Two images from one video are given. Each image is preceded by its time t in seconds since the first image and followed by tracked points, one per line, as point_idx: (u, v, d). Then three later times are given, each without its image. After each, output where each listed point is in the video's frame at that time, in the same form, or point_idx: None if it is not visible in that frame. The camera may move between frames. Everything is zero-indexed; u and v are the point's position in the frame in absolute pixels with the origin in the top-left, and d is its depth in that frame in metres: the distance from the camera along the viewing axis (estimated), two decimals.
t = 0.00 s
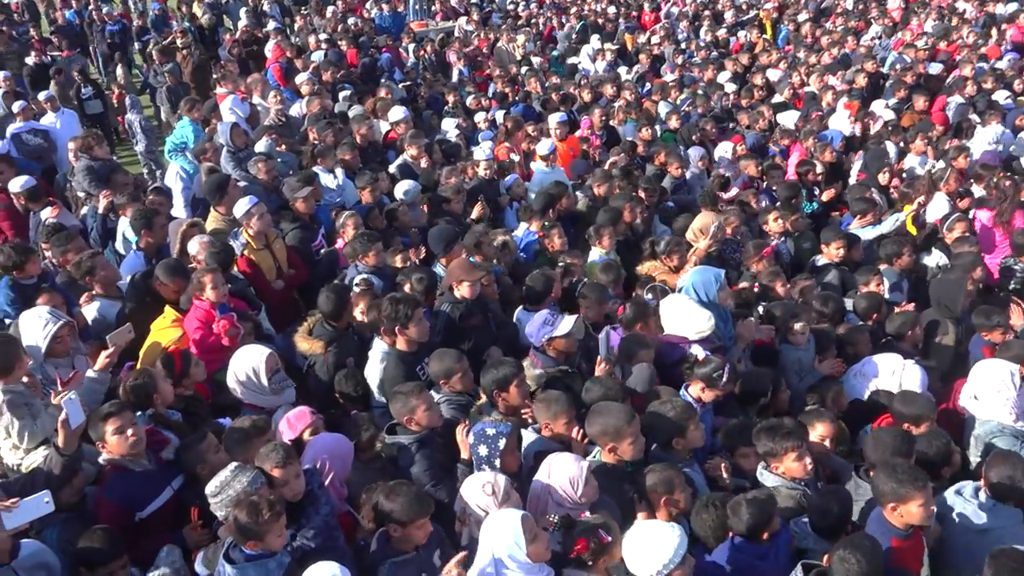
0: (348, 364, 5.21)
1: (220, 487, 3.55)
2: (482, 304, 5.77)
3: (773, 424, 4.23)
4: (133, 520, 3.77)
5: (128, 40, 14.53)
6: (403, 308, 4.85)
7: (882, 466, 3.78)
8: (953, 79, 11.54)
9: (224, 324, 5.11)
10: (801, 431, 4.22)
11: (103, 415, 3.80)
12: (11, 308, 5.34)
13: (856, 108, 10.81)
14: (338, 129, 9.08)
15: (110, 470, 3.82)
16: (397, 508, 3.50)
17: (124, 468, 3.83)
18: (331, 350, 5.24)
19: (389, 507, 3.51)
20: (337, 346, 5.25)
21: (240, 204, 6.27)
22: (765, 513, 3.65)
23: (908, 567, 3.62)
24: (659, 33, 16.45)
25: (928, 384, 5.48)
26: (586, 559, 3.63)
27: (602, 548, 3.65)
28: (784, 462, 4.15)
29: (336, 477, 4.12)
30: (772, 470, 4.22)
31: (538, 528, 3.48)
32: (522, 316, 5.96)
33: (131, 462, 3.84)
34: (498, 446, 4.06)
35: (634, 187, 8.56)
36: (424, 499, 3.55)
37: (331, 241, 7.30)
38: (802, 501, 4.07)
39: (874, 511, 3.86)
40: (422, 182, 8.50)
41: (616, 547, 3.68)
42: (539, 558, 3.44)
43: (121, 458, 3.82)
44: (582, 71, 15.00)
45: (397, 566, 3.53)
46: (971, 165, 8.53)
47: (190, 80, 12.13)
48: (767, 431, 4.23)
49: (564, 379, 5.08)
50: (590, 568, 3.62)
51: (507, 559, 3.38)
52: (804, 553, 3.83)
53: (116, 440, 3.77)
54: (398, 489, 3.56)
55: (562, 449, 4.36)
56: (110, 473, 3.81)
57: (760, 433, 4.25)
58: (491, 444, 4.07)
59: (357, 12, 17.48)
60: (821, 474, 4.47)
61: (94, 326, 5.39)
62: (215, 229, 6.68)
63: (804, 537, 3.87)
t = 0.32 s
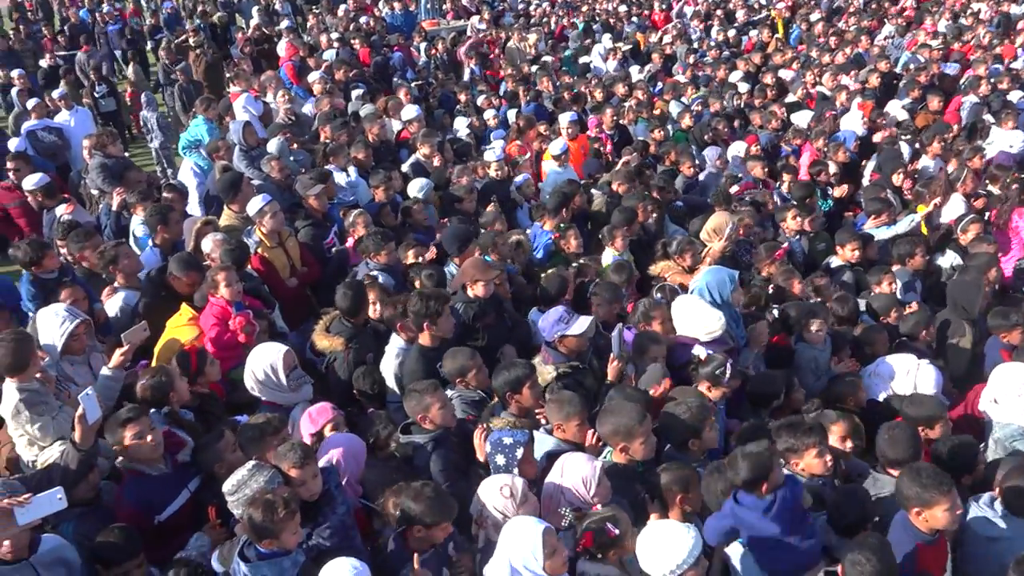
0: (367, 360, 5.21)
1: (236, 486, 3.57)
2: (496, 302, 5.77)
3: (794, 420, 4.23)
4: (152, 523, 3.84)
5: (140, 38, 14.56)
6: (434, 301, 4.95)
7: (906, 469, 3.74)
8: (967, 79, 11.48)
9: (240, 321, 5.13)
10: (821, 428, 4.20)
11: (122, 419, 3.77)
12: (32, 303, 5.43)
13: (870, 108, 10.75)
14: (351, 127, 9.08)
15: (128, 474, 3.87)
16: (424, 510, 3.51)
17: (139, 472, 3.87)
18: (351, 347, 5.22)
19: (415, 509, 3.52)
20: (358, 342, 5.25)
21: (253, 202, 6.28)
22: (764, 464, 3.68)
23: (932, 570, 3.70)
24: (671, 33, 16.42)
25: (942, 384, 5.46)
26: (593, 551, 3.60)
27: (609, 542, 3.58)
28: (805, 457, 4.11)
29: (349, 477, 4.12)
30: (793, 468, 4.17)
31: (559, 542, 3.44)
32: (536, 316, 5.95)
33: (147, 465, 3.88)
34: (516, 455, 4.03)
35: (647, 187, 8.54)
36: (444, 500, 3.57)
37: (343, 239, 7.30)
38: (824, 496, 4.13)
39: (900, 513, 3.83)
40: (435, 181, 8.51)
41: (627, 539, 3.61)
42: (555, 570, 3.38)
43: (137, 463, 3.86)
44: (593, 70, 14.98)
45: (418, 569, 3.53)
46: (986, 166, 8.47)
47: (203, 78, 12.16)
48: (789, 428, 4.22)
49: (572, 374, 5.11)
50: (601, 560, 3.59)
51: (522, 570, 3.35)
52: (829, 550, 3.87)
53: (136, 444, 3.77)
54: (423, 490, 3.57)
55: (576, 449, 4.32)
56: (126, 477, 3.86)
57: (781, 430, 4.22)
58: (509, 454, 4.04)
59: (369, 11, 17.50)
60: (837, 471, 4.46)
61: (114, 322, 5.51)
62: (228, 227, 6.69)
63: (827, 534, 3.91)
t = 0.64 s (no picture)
0: (382, 358, 5.21)
1: (254, 483, 3.58)
2: (511, 300, 5.80)
3: (815, 420, 4.27)
4: (171, 521, 3.91)
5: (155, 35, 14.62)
6: (462, 300, 5.08)
7: (931, 473, 3.72)
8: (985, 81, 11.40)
9: (260, 317, 5.16)
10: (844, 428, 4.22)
11: (160, 419, 3.89)
12: (56, 293, 5.65)
13: (886, 108, 10.70)
14: (365, 126, 9.10)
15: (153, 470, 4.00)
16: (443, 505, 3.53)
17: (163, 470, 3.98)
18: (366, 343, 5.24)
19: (434, 504, 3.54)
20: (373, 339, 5.26)
21: (269, 199, 6.29)
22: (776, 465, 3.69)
23: None
24: (685, 32, 16.39)
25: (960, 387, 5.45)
26: (606, 555, 3.57)
27: (621, 545, 3.55)
28: (828, 455, 4.12)
29: (364, 475, 4.09)
30: (815, 467, 4.19)
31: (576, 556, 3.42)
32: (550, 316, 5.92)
33: (170, 465, 3.98)
34: (533, 462, 4.04)
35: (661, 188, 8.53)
36: (467, 494, 3.57)
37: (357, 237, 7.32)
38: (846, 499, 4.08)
39: (922, 516, 3.83)
40: (449, 180, 8.52)
41: (639, 543, 3.58)
42: None
43: (160, 461, 3.98)
44: (608, 69, 14.96)
45: (446, 562, 3.58)
46: (1004, 168, 8.40)
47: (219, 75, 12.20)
48: (811, 427, 4.26)
49: (584, 374, 5.10)
50: (616, 563, 3.56)
51: None
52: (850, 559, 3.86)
53: (172, 441, 3.91)
54: (442, 485, 3.59)
55: (589, 450, 4.30)
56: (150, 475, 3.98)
57: (803, 429, 4.26)
58: (526, 460, 4.06)
59: (383, 9, 17.53)
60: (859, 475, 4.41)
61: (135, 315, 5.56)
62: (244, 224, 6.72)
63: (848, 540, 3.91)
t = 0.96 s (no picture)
0: (387, 359, 5.25)
1: (273, 481, 3.61)
2: (524, 299, 5.76)
3: (832, 427, 4.21)
4: (188, 517, 3.93)
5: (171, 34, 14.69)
6: (468, 304, 5.02)
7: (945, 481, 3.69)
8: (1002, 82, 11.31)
9: (275, 315, 5.17)
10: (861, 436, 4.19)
11: (175, 418, 3.90)
12: (77, 288, 5.68)
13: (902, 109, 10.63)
14: (380, 125, 9.11)
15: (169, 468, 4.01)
16: (463, 506, 3.54)
17: (179, 467, 4.00)
18: (371, 338, 5.30)
19: (454, 505, 3.56)
20: (379, 334, 5.31)
21: (287, 198, 6.32)
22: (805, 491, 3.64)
23: None
24: (699, 32, 16.33)
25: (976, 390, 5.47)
26: (615, 557, 3.56)
27: (631, 552, 3.51)
28: (841, 465, 4.14)
29: (380, 476, 4.11)
30: (829, 473, 4.20)
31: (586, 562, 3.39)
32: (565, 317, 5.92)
33: (186, 462, 3.99)
34: (546, 468, 4.04)
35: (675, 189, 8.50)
36: (488, 495, 3.57)
37: (371, 235, 7.32)
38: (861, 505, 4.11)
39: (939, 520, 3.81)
40: (462, 180, 8.53)
41: (650, 551, 3.52)
42: None
43: (177, 460, 3.99)
44: (622, 69, 14.93)
45: (469, 564, 3.59)
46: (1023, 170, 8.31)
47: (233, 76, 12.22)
48: (827, 433, 4.20)
49: (599, 375, 5.11)
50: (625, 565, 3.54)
51: None
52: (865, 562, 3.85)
53: (188, 440, 3.91)
54: (463, 486, 3.60)
55: (605, 450, 4.26)
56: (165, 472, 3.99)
57: (818, 435, 4.23)
58: (539, 467, 4.05)
59: (396, 9, 17.54)
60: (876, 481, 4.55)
61: (154, 312, 5.63)
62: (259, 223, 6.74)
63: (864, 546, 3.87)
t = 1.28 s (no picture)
0: (398, 359, 5.24)
1: (287, 480, 3.59)
2: (536, 299, 5.78)
3: (842, 436, 4.25)
4: (200, 524, 3.92)
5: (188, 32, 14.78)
6: (477, 311, 4.97)
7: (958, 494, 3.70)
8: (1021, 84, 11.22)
9: (290, 313, 5.19)
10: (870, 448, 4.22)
11: (181, 425, 3.90)
12: (99, 282, 5.77)
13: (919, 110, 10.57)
14: (395, 123, 9.13)
15: (177, 477, 3.97)
16: (480, 509, 3.53)
17: (186, 476, 3.96)
18: (383, 337, 5.31)
19: (470, 509, 3.55)
20: (390, 334, 5.31)
21: (304, 195, 6.34)
22: (835, 489, 3.61)
23: None
24: (714, 32, 16.29)
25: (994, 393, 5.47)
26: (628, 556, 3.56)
27: (644, 553, 3.51)
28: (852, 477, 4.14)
29: (392, 479, 4.10)
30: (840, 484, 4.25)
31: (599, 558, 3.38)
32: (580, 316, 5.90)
33: (194, 471, 3.96)
34: (560, 462, 4.03)
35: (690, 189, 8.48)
36: (504, 497, 3.56)
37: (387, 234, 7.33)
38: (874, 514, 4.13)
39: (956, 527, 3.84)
40: (477, 178, 8.53)
41: (663, 555, 3.50)
42: None
43: (185, 470, 3.95)
44: (636, 68, 14.90)
45: (489, 569, 3.59)
46: None
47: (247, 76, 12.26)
48: (837, 443, 4.22)
49: (615, 375, 5.08)
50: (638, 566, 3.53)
51: None
52: (878, 567, 3.76)
53: (193, 449, 3.90)
54: (477, 490, 3.58)
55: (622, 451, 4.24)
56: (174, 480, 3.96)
57: (829, 445, 4.24)
58: (553, 460, 4.05)
59: (411, 8, 17.58)
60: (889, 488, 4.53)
61: (170, 308, 5.69)
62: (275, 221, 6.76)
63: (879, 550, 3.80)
